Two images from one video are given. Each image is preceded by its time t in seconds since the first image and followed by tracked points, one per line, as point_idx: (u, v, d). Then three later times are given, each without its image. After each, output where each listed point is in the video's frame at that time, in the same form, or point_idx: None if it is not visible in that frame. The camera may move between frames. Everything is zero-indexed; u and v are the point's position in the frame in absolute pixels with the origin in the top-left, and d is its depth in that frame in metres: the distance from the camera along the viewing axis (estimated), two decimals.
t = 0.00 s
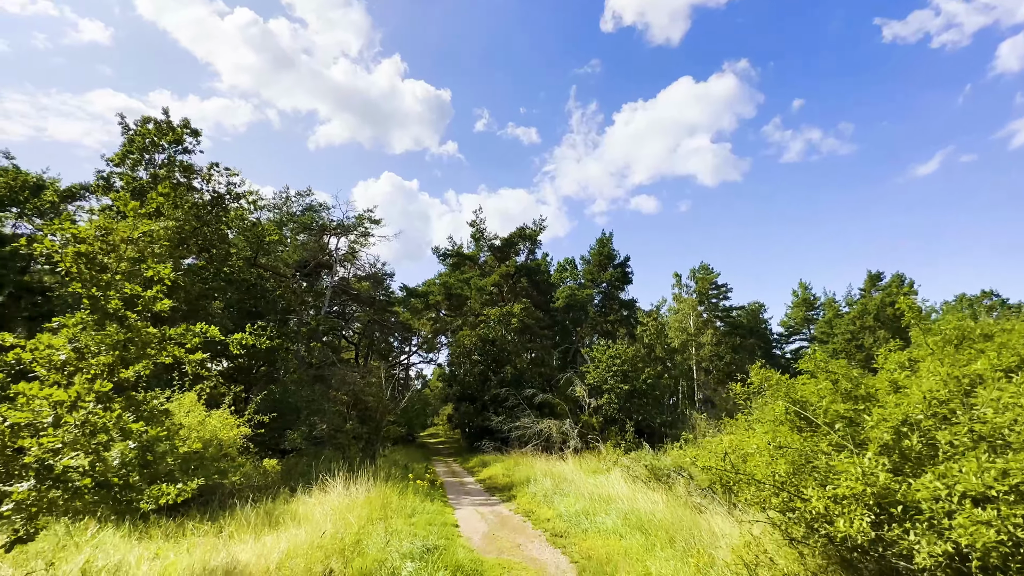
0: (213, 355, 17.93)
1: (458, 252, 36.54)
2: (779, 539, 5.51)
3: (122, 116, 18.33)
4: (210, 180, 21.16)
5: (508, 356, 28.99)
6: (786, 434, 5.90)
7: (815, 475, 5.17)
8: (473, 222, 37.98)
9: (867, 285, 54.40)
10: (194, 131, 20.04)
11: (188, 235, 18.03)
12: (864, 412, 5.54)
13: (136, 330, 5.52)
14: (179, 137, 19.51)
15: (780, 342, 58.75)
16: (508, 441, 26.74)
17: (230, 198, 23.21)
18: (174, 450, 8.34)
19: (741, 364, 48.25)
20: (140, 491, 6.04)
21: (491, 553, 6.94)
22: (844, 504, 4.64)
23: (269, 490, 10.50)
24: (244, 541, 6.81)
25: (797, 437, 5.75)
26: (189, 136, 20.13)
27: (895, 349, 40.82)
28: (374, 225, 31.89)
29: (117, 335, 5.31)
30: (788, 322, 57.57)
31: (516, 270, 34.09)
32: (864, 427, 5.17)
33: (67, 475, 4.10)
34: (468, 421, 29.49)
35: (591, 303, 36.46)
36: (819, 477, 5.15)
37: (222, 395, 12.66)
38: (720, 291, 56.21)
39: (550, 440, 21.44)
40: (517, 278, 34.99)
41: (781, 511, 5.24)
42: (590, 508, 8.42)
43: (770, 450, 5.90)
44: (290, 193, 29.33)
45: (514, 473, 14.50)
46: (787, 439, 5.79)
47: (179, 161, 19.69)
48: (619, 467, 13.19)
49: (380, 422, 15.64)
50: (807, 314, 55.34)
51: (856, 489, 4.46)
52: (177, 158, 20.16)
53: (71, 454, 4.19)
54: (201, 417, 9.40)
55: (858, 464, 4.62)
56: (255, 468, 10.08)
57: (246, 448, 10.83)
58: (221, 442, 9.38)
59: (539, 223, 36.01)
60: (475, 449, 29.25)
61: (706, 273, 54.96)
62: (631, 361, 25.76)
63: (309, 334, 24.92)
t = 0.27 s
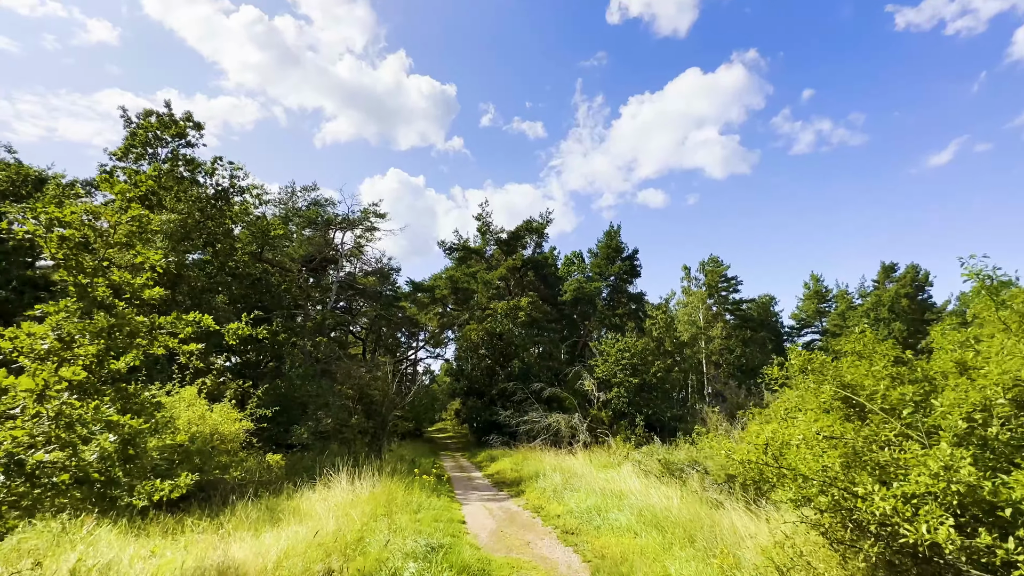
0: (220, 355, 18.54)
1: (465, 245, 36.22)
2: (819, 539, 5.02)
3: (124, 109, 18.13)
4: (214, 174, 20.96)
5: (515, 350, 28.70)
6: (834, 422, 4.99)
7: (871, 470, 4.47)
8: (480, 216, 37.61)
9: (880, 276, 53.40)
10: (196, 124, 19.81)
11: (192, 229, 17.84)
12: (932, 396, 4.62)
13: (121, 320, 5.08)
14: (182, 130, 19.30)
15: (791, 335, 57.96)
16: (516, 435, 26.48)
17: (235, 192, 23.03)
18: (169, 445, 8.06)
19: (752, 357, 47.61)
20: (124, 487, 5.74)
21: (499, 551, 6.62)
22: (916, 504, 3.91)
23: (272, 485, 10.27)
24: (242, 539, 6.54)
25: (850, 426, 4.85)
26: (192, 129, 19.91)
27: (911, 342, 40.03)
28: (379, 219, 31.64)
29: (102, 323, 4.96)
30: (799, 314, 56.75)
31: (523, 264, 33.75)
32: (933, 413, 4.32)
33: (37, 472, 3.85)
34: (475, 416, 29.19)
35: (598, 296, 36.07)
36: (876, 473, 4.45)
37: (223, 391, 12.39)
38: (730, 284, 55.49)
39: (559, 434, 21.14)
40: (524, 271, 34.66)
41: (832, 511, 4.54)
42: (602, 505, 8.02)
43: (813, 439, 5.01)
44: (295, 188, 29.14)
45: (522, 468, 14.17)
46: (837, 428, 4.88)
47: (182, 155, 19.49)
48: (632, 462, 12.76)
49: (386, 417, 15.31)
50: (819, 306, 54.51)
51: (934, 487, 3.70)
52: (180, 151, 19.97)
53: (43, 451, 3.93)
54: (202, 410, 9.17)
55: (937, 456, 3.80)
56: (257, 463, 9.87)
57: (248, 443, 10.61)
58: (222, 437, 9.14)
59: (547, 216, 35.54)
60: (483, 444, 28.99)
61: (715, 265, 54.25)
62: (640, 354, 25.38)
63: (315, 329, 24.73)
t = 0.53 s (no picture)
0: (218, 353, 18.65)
1: (469, 241, 35.89)
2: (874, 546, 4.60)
3: (123, 104, 17.89)
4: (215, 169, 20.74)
5: (521, 346, 28.41)
6: (896, 420, 4.33)
7: (943, 476, 3.84)
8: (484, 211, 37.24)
9: (891, 271, 52.63)
10: (197, 119, 19.57)
11: (193, 225, 17.61)
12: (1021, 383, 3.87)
13: (103, 309, 4.85)
14: (182, 125, 19.07)
15: (800, 331, 57.29)
16: (521, 433, 26.22)
17: (237, 189, 22.83)
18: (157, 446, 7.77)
19: (760, 353, 47.08)
20: (105, 489, 5.42)
21: (504, 555, 6.33)
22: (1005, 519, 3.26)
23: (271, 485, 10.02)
24: (236, 542, 6.27)
25: (916, 424, 4.18)
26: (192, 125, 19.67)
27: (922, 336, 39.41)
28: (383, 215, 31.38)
29: (77, 315, 4.61)
30: (807, 309, 56.09)
31: (528, 259, 33.40)
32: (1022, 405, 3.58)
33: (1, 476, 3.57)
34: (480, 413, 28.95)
35: (604, 292, 35.68)
36: (951, 481, 3.81)
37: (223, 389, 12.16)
38: (737, 279, 54.90)
39: (565, 431, 20.85)
40: (529, 267, 34.31)
41: (891, 520, 4.12)
42: (613, 507, 7.62)
43: (872, 439, 4.36)
44: (298, 184, 28.93)
45: (528, 466, 13.85)
46: (899, 427, 4.22)
47: (183, 151, 19.27)
48: (641, 460, 12.38)
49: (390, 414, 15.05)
50: (828, 301, 53.80)
51: None
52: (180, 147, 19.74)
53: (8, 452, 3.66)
54: (200, 408, 8.91)
55: None
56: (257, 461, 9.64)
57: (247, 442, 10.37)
58: (220, 435, 8.89)
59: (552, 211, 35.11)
60: (488, 441, 28.78)
61: (723, 260, 53.63)
62: (647, 350, 25.02)
63: (318, 326, 24.56)
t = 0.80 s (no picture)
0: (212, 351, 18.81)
1: (471, 238, 35.56)
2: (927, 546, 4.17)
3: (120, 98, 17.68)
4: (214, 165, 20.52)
5: (524, 342, 28.09)
6: (966, 408, 3.74)
7: None
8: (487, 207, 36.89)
9: (899, 266, 51.86)
10: (195, 114, 19.34)
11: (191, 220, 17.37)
12: None
13: (74, 293, 4.51)
14: (179, 121, 18.85)
15: (806, 328, 56.64)
16: (525, 430, 25.90)
17: (236, 185, 22.62)
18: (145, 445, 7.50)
19: (766, 350, 46.55)
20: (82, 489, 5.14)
21: (504, 557, 6.02)
22: None
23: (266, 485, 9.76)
24: (222, 543, 5.97)
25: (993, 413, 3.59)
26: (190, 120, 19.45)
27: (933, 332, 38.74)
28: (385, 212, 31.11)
29: (41, 301, 4.23)
30: (815, 306, 55.41)
31: (531, 256, 33.06)
32: None
33: None
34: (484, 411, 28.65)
35: (609, 288, 35.29)
36: None
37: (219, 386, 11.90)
38: (743, 275, 54.33)
39: (569, 428, 20.49)
40: (532, 263, 33.97)
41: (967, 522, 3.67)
42: (621, 507, 7.23)
43: (938, 431, 3.76)
44: (299, 181, 28.72)
45: (531, 464, 13.51)
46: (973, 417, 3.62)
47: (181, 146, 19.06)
48: (647, 458, 11.97)
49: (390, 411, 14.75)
50: (835, 297, 53.14)
51: None
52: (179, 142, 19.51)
53: None
54: (192, 404, 8.64)
55: None
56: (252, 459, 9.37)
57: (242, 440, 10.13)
58: (214, 432, 8.60)
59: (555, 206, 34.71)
60: (492, 439, 28.50)
61: (728, 256, 53.06)
62: (652, 347, 24.63)
63: (319, 323, 24.33)
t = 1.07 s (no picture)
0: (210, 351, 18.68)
1: (473, 236, 35.19)
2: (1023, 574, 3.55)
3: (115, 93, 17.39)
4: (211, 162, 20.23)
5: (526, 341, 27.72)
6: None
7: None
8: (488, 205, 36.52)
9: (906, 264, 51.27)
10: (191, 109, 19.02)
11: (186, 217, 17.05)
12: None
13: (34, 283, 4.11)
14: (175, 116, 18.53)
15: (812, 326, 56.09)
16: (527, 431, 25.55)
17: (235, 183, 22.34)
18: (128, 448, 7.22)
19: (771, 349, 46.04)
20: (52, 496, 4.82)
21: (502, 567, 5.67)
22: None
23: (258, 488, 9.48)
24: (203, 553, 5.63)
25: None
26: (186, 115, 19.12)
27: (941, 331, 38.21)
28: (385, 209, 30.77)
29: None
30: (820, 304, 54.90)
31: (534, 254, 32.70)
32: None
33: None
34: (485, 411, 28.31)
35: (612, 287, 34.89)
36: None
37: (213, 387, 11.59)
38: (748, 273, 53.85)
39: (572, 429, 20.14)
40: (534, 261, 33.62)
41: None
42: (627, 512, 6.86)
43: None
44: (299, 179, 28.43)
45: (533, 466, 13.16)
46: None
47: (177, 142, 18.74)
48: (653, 459, 11.60)
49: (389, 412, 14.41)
50: (841, 295, 52.59)
51: None
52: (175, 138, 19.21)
53: None
54: (180, 405, 8.32)
55: None
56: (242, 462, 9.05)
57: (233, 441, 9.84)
58: (202, 434, 8.31)
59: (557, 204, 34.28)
60: (493, 439, 28.15)
61: (732, 254, 52.55)
62: (657, 345, 24.24)
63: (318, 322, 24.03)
